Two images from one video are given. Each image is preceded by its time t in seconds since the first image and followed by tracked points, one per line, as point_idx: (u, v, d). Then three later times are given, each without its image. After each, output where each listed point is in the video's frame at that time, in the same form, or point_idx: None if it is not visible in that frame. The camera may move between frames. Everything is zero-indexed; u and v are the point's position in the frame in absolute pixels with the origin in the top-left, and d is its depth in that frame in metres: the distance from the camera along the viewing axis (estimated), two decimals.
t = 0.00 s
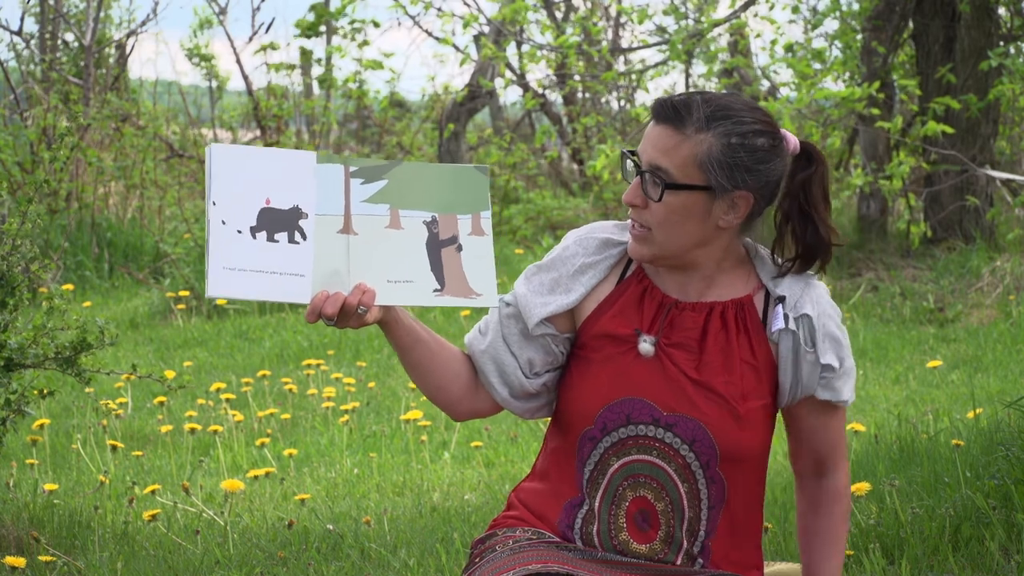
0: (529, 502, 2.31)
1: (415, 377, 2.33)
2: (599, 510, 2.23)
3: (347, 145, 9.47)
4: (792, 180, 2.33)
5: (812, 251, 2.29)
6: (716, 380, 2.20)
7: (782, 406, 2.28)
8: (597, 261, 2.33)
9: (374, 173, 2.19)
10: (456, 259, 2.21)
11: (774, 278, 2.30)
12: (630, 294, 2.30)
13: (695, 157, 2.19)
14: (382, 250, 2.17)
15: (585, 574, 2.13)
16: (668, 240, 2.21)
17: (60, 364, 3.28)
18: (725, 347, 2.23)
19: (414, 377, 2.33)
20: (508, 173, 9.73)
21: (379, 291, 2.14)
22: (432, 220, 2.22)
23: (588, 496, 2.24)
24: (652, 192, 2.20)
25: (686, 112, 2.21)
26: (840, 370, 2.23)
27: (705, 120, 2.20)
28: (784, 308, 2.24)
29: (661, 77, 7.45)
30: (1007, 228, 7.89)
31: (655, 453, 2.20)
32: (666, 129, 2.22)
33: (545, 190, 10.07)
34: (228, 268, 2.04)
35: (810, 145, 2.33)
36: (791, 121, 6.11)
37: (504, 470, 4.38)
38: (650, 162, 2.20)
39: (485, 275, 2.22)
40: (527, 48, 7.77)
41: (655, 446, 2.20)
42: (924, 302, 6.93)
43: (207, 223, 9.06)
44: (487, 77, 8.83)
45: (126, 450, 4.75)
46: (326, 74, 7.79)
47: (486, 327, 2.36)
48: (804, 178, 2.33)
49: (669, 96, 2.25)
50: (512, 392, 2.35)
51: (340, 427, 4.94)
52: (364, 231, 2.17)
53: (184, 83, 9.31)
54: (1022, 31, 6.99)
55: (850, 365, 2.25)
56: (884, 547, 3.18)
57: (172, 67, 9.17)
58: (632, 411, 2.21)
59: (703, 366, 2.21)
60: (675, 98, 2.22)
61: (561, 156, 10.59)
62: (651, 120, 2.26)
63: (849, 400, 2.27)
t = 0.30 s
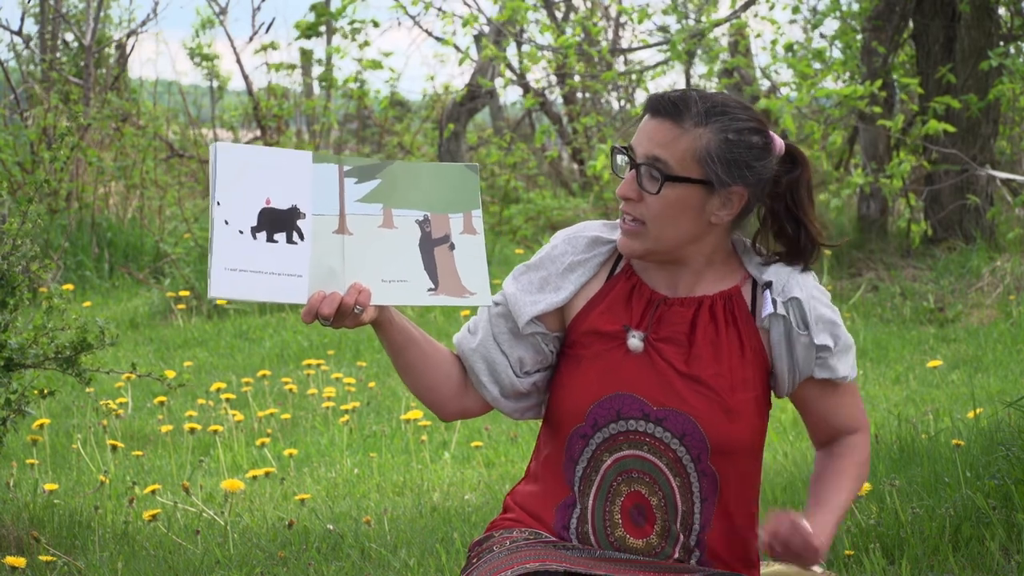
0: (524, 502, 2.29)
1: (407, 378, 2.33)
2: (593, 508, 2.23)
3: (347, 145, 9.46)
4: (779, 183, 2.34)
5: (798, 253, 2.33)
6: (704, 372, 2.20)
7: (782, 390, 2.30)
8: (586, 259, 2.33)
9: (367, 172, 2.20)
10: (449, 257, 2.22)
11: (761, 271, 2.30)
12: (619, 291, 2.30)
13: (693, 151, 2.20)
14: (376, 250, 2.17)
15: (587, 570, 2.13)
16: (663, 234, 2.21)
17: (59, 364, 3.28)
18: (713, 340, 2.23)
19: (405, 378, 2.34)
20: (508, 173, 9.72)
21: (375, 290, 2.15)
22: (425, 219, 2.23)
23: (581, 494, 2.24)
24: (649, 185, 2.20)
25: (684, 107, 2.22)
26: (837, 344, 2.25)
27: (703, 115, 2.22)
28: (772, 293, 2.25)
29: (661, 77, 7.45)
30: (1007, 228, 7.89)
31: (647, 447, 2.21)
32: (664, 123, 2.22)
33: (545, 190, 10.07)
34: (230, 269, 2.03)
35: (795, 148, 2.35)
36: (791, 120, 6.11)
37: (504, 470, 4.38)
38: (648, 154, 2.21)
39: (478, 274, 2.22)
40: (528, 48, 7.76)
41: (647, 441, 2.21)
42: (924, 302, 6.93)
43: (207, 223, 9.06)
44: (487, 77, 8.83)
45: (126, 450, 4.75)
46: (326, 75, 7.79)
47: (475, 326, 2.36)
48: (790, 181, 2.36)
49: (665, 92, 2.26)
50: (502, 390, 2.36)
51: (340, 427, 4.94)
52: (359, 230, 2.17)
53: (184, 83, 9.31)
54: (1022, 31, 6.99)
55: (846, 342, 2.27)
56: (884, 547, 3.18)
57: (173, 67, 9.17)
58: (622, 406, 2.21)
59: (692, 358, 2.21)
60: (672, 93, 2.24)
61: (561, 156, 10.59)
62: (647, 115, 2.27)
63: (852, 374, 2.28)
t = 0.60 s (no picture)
0: (525, 503, 2.31)
1: (408, 374, 2.39)
2: (591, 504, 2.24)
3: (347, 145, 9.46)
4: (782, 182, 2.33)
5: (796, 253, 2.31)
6: (697, 366, 2.19)
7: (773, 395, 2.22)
8: (587, 256, 2.37)
9: (367, 167, 2.21)
10: (450, 252, 2.22)
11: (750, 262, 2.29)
12: (618, 286, 2.33)
13: (697, 152, 2.19)
14: (377, 245, 2.18)
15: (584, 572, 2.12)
16: (665, 233, 2.22)
17: (59, 364, 3.28)
18: (708, 334, 2.23)
19: (406, 375, 2.39)
20: (508, 173, 9.71)
21: (375, 285, 2.16)
22: (426, 213, 2.23)
23: (578, 490, 2.25)
24: (651, 185, 2.20)
25: (688, 107, 2.21)
26: (767, 311, 2.15)
27: (707, 116, 2.21)
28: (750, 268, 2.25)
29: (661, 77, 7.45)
30: (1007, 228, 7.89)
31: (641, 443, 2.21)
32: (667, 123, 2.22)
33: (545, 190, 10.06)
34: (226, 262, 2.03)
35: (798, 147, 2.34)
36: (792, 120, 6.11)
37: (504, 470, 4.38)
38: (650, 154, 2.20)
39: (480, 268, 2.23)
40: (528, 48, 7.76)
41: (641, 437, 2.20)
42: (924, 302, 6.93)
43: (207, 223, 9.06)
44: (487, 77, 8.83)
45: (126, 450, 4.75)
46: (326, 74, 7.78)
47: (477, 324, 2.40)
48: (793, 181, 2.35)
49: (670, 91, 2.25)
50: (503, 387, 2.39)
51: (340, 427, 4.94)
52: (359, 224, 2.18)
53: (184, 83, 9.31)
54: (1022, 31, 6.99)
55: (793, 330, 2.11)
56: (884, 547, 3.19)
57: (172, 67, 9.17)
58: (616, 402, 2.22)
59: (688, 353, 2.21)
60: (677, 93, 2.23)
61: (561, 156, 10.59)
62: (651, 113, 2.26)
63: (782, 348, 2.08)
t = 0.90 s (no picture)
0: (525, 504, 2.31)
1: (410, 373, 2.39)
2: (590, 503, 2.24)
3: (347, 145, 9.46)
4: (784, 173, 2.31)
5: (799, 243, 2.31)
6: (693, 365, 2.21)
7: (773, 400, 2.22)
8: (588, 256, 2.37)
9: (374, 167, 2.20)
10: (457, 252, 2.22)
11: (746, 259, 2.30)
12: (617, 286, 2.33)
13: (699, 155, 2.19)
14: (383, 245, 2.18)
15: (584, 572, 2.11)
16: (671, 238, 2.23)
17: (60, 364, 3.28)
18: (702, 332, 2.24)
19: (407, 374, 2.39)
20: (509, 173, 9.71)
21: (380, 285, 2.17)
22: (432, 213, 2.23)
23: (577, 489, 2.25)
24: (656, 191, 2.20)
25: (688, 111, 2.21)
26: (746, 295, 2.18)
27: (707, 119, 2.20)
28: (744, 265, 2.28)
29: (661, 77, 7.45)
30: (1007, 228, 7.89)
31: (638, 442, 2.21)
32: (667, 128, 2.21)
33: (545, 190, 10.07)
34: (233, 262, 2.04)
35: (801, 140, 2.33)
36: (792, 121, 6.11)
37: (504, 470, 4.38)
38: (652, 160, 2.20)
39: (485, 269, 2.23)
40: (528, 48, 7.76)
41: (638, 436, 2.21)
42: (924, 302, 6.93)
43: (207, 224, 9.05)
44: (487, 77, 8.84)
45: (126, 450, 4.75)
46: (326, 75, 7.78)
47: (478, 323, 2.39)
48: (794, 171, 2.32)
49: (669, 95, 2.25)
50: (504, 388, 2.39)
51: (340, 427, 4.94)
52: (365, 224, 2.18)
53: (184, 83, 9.32)
54: (1022, 31, 6.99)
55: (766, 316, 2.15)
56: (884, 547, 3.19)
57: (173, 67, 9.17)
58: (612, 401, 2.22)
59: (682, 351, 2.22)
60: (676, 97, 2.23)
61: (561, 156, 10.59)
62: (651, 118, 2.25)
63: (746, 327, 2.13)
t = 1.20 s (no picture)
0: (525, 503, 2.31)
1: (412, 379, 2.39)
2: (591, 503, 2.23)
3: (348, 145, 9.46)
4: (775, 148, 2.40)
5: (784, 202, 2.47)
6: (693, 366, 2.22)
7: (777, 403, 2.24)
8: (586, 257, 2.37)
9: (374, 170, 2.17)
10: (460, 254, 2.18)
11: (750, 267, 2.29)
12: (615, 287, 2.33)
13: (747, 141, 2.24)
14: (382, 248, 2.17)
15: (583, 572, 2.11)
16: (722, 227, 2.24)
17: (60, 364, 3.27)
18: (700, 333, 2.25)
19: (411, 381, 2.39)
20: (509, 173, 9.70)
21: (377, 289, 2.17)
22: (436, 216, 2.19)
23: (577, 489, 2.25)
24: (715, 179, 2.21)
25: (725, 100, 2.24)
26: (749, 312, 2.18)
27: (743, 106, 2.26)
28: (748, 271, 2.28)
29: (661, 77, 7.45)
30: (1007, 228, 7.89)
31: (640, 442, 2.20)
32: (709, 118, 2.23)
33: (545, 190, 10.06)
34: (221, 267, 2.14)
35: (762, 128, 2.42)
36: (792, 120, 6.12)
37: (504, 470, 4.38)
38: (705, 150, 2.21)
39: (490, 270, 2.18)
40: (528, 48, 7.75)
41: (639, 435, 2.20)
42: (924, 302, 6.93)
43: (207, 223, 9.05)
44: (488, 77, 8.84)
45: (126, 450, 4.75)
46: (326, 74, 7.78)
47: (480, 329, 2.39)
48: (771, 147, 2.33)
49: (694, 88, 2.26)
50: (509, 393, 2.39)
51: (340, 427, 4.94)
52: (364, 227, 2.17)
53: (184, 83, 9.32)
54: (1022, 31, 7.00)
55: (768, 336, 2.15)
56: (884, 547, 3.19)
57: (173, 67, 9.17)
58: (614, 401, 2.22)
59: (681, 352, 2.23)
60: (707, 88, 2.25)
61: (561, 156, 10.58)
62: (678, 114, 2.25)
63: (746, 350, 2.13)
